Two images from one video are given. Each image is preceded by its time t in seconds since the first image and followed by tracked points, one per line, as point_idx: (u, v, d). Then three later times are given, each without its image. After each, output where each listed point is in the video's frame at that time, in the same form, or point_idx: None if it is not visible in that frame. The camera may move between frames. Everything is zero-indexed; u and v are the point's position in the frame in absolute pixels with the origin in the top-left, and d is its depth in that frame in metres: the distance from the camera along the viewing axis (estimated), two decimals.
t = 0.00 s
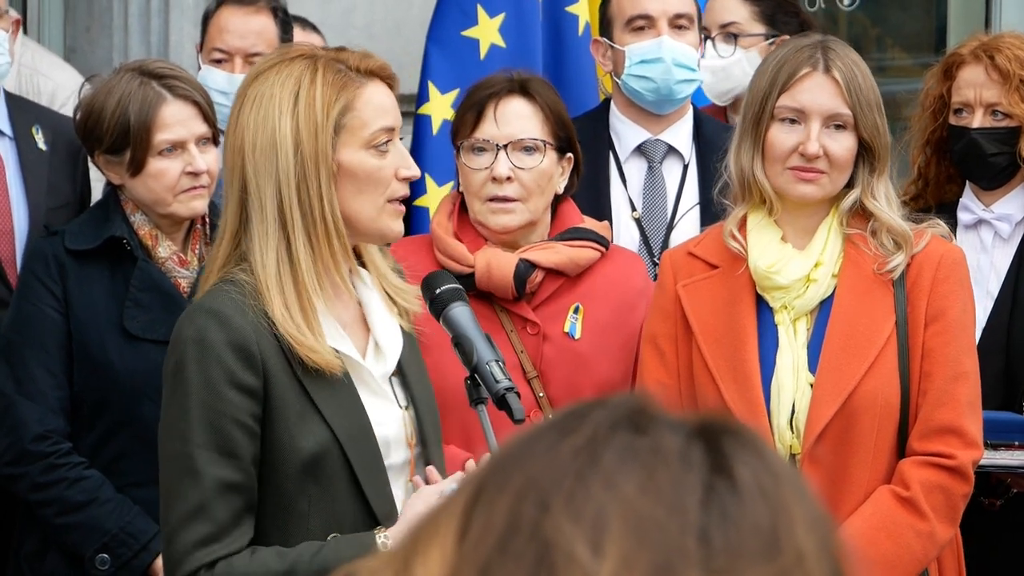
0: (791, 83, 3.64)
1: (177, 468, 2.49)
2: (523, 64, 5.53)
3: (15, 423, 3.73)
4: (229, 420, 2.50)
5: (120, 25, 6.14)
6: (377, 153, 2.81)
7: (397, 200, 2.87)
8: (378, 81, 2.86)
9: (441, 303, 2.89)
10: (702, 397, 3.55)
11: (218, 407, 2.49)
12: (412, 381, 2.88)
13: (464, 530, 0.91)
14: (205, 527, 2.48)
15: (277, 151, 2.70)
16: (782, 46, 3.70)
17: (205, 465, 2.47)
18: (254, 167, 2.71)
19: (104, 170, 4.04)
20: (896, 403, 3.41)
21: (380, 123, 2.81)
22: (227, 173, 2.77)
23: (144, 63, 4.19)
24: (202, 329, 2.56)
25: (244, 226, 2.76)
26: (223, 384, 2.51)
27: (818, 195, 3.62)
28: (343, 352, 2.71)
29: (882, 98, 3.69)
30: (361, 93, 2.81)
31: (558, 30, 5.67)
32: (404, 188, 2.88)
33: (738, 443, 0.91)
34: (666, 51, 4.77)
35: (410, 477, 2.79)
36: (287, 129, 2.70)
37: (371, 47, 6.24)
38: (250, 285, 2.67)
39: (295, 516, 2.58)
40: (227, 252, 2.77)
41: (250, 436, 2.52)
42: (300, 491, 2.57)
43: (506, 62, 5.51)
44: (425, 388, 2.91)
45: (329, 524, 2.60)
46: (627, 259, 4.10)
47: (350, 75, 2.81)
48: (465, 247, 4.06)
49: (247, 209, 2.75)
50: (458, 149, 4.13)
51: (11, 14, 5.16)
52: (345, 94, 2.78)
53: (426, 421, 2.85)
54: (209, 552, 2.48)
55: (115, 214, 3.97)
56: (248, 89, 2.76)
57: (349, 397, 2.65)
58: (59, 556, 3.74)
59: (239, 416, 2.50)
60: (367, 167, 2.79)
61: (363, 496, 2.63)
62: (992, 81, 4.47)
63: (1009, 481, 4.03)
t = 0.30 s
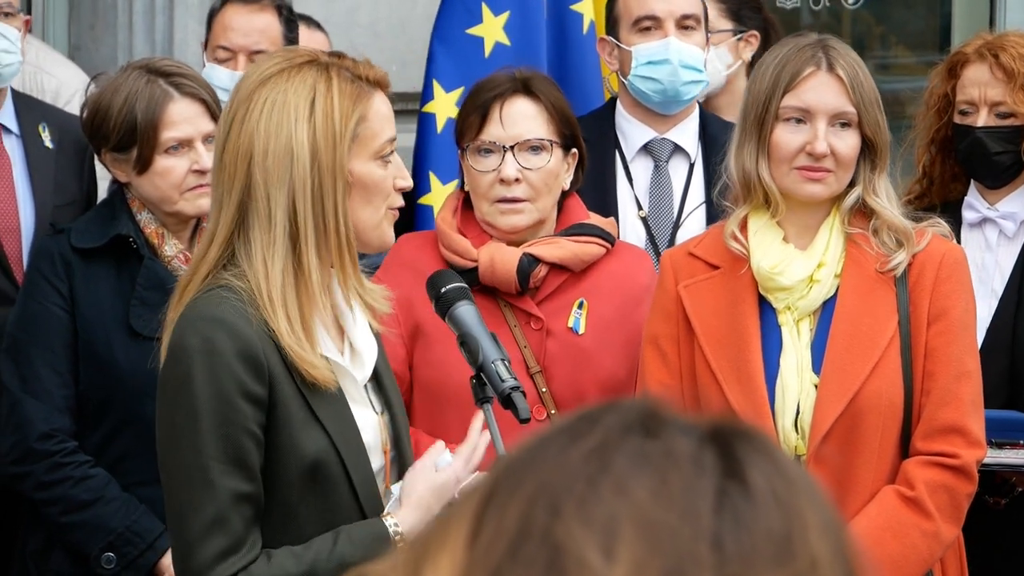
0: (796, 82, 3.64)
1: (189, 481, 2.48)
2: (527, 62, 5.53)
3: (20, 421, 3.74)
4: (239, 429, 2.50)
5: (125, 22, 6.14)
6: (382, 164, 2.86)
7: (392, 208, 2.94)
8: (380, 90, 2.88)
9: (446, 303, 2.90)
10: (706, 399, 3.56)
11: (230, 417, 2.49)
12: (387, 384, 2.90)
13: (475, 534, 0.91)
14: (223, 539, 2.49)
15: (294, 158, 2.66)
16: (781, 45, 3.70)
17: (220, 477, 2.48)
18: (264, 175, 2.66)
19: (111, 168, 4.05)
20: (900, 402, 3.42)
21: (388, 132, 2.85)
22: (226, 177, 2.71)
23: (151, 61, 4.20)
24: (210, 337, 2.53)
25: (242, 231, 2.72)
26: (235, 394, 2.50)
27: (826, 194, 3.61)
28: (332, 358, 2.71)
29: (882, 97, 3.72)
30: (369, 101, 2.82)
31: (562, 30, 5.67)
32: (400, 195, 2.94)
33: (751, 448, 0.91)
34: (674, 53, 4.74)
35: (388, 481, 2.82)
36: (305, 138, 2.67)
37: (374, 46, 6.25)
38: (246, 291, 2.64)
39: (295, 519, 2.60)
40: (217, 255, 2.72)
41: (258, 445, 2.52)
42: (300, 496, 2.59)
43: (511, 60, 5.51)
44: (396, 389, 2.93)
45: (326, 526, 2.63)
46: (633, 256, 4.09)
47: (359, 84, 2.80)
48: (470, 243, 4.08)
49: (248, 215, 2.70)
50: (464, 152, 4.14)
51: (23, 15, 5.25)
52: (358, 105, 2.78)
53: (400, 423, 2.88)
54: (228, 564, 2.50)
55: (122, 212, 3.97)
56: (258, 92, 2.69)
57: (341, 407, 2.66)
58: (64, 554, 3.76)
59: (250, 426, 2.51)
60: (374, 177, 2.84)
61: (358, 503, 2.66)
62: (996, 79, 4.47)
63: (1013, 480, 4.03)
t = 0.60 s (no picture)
0: (797, 89, 3.65)
1: (177, 494, 2.45)
2: (533, 66, 5.54)
3: (27, 424, 3.75)
4: (234, 445, 2.48)
5: (131, 24, 6.15)
6: (377, 179, 2.88)
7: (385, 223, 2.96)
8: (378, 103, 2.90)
9: (452, 307, 2.91)
10: (708, 406, 3.55)
11: (226, 434, 2.47)
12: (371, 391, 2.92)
13: (480, 540, 0.92)
14: (205, 554, 2.45)
15: (293, 174, 2.66)
16: (782, 50, 3.70)
17: (209, 492, 2.45)
18: (264, 192, 2.66)
19: (119, 170, 4.05)
20: (901, 410, 3.42)
21: (385, 147, 2.87)
22: (224, 190, 2.70)
23: (158, 64, 4.22)
24: (209, 351, 2.51)
25: (239, 245, 2.71)
26: (232, 410, 2.48)
27: (828, 200, 3.62)
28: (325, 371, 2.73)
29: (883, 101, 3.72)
30: (367, 115, 2.83)
31: (569, 34, 5.66)
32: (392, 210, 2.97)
33: (756, 454, 0.92)
34: (685, 64, 4.75)
35: (371, 490, 2.83)
36: (305, 155, 2.67)
37: (381, 49, 6.25)
38: (245, 304, 2.64)
39: (283, 536, 2.58)
40: (213, 266, 2.70)
41: (251, 462, 2.50)
42: (290, 511, 2.58)
43: (516, 64, 5.52)
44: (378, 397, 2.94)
45: (315, 542, 2.61)
46: (631, 262, 4.11)
47: (358, 98, 2.82)
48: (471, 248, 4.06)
49: (246, 229, 2.70)
50: (463, 159, 4.13)
51: (38, 19, 5.33)
52: (358, 121, 2.79)
53: (385, 433, 2.89)
54: None
55: (128, 215, 3.98)
56: (257, 108, 2.69)
57: (332, 420, 2.67)
58: (69, 556, 3.78)
59: (245, 443, 2.49)
60: (370, 191, 2.86)
61: (345, 519, 2.66)
62: (1000, 85, 4.48)
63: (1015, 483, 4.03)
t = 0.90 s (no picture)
0: (771, 87, 3.67)
1: (124, 481, 2.47)
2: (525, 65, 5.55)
3: (18, 421, 3.74)
4: (188, 438, 2.48)
5: (123, 22, 6.14)
6: (349, 167, 2.88)
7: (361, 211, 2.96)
8: (344, 92, 2.90)
9: (442, 304, 2.92)
10: (693, 402, 3.57)
11: (180, 426, 2.47)
12: (353, 391, 2.91)
13: (460, 535, 0.92)
14: (144, 541, 2.46)
15: (255, 167, 2.68)
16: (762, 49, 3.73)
17: (155, 482, 2.46)
18: (229, 187, 2.69)
19: (111, 167, 4.06)
20: (886, 408, 3.43)
21: (353, 137, 2.87)
22: (193, 187, 2.73)
23: (151, 62, 4.22)
24: (169, 344, 2.53)
25: (212, 243, 2.73)
26: (188, 403, 2.49)
27: (802, 198, 3.64)
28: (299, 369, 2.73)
29: (866, 97, 3.69)
30: (333, 108, 2.84)
31: (561, 31, 5.67)
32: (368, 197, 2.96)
33: (737, 451, 0.92)
34: (684, 64, 4.75)
35: (348, 487, 2.83)
36: (266, 149, 2.69)
37: (373, 47, 6.25)
38: (215, 299, 2.65)
39: (249, 532, 2.56)
40: (187, 264, 2.73)
41: (207, 455, 2.50)
42: (253, 507, 2.56)
43: (508, 63, 5.53)
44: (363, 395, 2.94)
45: (281, 541, 2.59)
46: (619, 258, 4.12)
47: (322, 90, 2.83)
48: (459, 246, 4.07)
49: (216, 226, 2.72)
50: (448, 155, 4.13)
51: (39, 18, 5.34)
52: (321, 112, 2.80)
53: (364, 431, 2.87)
54: (141, 566, 2.46)
55: (120, 212, 3.98)
56: (215, 107, 2.72)
57: (305, 418, 2.67)
58: (61, 554, 3.78)
59: (200, 436, 2.49)
60: (341, 181, 2.86)
61: (314, 517, 2.64)
62: (986, 81, 4.50)
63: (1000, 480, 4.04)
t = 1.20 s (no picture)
0: (761, 82, 3.69)
1: (108, 462, 2.52)
2: (527, 58, 5.57)
3: (24, 413, 3.76)
4: (172, 422, 2.51)
5: (126, 15, 6.15)
6: (346, 155, 2.86)
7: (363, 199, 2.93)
8: (341, 80, 2.89)
9: (447, 296, 2.93)
10: (696, 395, 3.59)
11: (164, 410, 2.50)
12: (363, 378, 2.90)
13: (459, 526, 0.94)
14: (123, 522, 2.52)
15: (249, 155, 2.71)
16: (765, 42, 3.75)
17: (136, 465, 2.50)
18: (223, 176, 2.72)
19: (115, 160, 4.05)
20: (888, 400, 3.44)
21: (348, 126, 2.86)
22: (190, 177, 2.76)
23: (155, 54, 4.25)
24: (157, 330, 2.56)
25: (209, 232, 2.76)
26: (172, 388, 2.52)
27: (788, 193, 3.65)
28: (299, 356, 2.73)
29: (860, 92, 3.66)
30: (327, 96, 2.83)
31: (563, 23, 5.68)
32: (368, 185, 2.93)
33: (734, 443, 0.94)
34: (692, 57, 4.77)
35: (356, 475, 2.81)
36: (255, 137, 2.71)
37: (376, 40, 6.26)
38: (210, 286, 2.68)
39: (242, 516, 2.59)
40: (185, 253, 2.77)
41: (192, 440, 2.52)
42: (248, 493, 2.58)
43: (511, 55, 5.55)
44: (374, 380, 2.95)
45: (276, 527, 2.62)
46: (622, 251, 4.14)
47: (318, 78, 2.83)
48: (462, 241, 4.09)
49: (212, 215, 2.75)
50: (452, 144, 4.14)
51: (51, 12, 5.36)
52: (316, 100, 2.80)
53: (375, 421, 2.86)
54: (119, 547, 2.53)
55: (125, 205, 3.99)
56: (207, 95, 2.75)
57: (305, 405, 2.68)
58: (66, 546, 3.80)
59: (184, 421, 2.52)
60: (337, 169, 2.84)
61: (310, 502, 2.65)
62: (983, 72, 4.51)
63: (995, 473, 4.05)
